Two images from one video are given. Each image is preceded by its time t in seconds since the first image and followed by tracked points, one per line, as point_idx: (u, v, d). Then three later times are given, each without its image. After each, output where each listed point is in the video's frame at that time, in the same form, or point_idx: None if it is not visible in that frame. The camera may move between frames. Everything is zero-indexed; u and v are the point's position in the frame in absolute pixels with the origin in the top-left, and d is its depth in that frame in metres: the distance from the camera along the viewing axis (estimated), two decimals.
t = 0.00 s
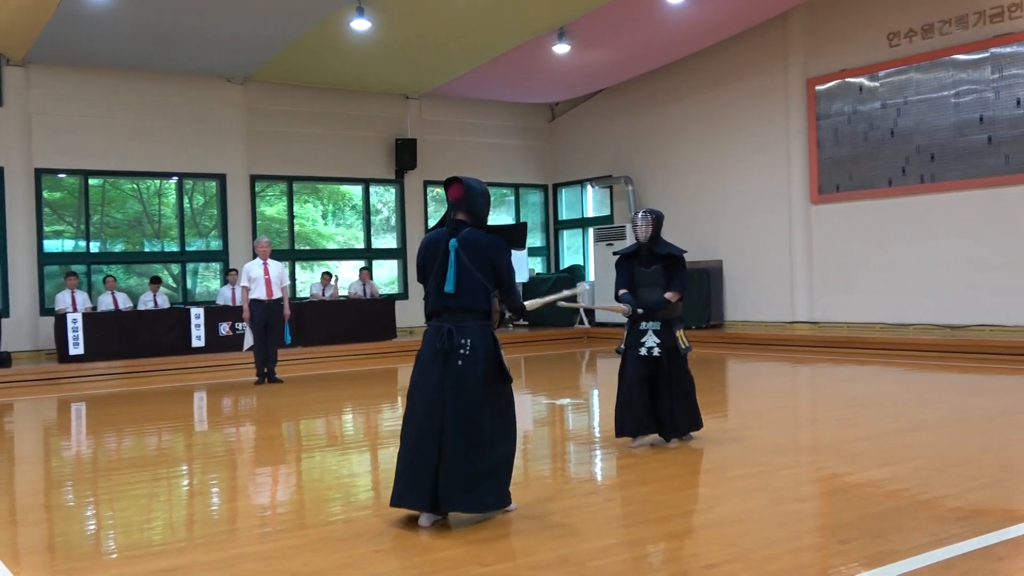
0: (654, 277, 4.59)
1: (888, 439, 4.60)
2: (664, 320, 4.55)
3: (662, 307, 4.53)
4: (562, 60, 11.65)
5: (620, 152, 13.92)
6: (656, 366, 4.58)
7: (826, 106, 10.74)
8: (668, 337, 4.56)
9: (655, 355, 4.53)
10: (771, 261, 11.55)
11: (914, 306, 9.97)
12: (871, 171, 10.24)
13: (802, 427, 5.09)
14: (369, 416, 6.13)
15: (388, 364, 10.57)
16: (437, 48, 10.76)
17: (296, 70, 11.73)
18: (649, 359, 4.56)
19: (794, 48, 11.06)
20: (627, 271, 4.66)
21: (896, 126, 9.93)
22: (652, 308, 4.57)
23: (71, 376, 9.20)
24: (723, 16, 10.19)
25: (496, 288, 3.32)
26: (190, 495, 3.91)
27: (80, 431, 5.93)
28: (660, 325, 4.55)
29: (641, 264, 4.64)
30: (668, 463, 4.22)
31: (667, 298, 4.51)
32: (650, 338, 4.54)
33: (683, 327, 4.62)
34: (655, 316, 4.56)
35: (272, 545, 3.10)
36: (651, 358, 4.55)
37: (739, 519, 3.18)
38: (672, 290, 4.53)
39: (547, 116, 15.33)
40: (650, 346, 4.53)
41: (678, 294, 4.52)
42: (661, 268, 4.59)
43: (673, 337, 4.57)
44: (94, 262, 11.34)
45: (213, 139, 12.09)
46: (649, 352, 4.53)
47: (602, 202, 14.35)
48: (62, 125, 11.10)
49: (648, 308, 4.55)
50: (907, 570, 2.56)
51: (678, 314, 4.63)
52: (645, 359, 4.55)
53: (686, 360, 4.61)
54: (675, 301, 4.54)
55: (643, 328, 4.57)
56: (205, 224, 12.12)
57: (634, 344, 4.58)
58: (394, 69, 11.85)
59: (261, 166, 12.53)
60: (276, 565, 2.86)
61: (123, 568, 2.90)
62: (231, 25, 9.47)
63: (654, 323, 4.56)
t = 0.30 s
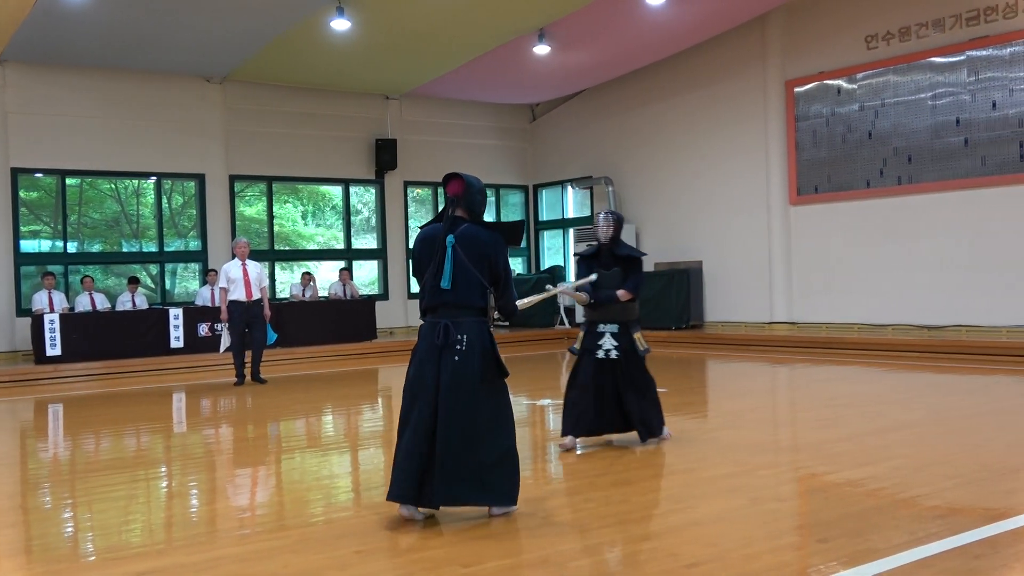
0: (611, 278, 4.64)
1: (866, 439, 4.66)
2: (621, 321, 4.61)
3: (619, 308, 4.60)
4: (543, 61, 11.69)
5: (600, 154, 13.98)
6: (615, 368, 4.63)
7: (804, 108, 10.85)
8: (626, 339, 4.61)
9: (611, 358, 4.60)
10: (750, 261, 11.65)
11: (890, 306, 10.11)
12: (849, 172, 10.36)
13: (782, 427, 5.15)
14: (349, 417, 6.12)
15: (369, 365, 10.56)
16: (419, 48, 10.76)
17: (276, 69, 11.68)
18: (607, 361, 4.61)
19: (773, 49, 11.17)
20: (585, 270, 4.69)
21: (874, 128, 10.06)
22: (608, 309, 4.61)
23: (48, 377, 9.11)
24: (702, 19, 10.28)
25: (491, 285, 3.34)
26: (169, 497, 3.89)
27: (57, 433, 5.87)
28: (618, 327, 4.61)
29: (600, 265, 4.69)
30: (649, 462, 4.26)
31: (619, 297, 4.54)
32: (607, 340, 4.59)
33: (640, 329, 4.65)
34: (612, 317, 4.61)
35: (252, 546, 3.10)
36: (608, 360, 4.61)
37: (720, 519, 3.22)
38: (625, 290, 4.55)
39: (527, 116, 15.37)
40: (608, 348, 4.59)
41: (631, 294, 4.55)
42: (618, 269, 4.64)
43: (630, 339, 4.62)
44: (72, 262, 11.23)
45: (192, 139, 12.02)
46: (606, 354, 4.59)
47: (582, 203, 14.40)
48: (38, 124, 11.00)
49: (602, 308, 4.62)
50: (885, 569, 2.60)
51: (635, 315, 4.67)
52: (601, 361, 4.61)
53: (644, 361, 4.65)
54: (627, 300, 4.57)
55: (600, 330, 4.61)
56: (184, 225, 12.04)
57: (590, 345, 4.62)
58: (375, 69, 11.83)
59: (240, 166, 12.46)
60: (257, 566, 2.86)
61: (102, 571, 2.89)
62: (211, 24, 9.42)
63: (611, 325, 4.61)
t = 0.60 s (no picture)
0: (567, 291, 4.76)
1: (849, 438, 4.70)
2: (575, 336, 4.70)
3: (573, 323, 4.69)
4: (528, 61, 11.72)
5: (584, 154, 14.03)
6: (564, 379, 4.67)
7: (788, 108, 10.92)
8: (576, 355, 4.71)
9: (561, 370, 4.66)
10: (733, 261, 11.72)
11: (872, 306, 10.20)
12: (832, 173, 10.45)
13: (766, 426, 5.18)
14: (333, 417, 6.10)
15: (353, 365, 10.52)
16: (403, 48, 10.74)
17: (260, 69, 11.62)
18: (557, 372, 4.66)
19: (757, 50, 11.23)
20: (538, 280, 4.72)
21: (856, 129, 10.14)
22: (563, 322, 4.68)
23: (28, 378, 9.02)
24: (687, 19, 10.32)
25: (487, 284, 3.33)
26: (152, 498, 3.86)
27: (39, 434, 5.81)
28: (570, 341, 4.71)
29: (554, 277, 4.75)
30: (633, 462, 4.28)
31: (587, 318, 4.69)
32: (559, 351, 4.67)
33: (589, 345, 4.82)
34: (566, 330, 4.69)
35: (236, 547, 3.09)
36: (558, 371, 4.66)
37: (704, 518, 3.24)
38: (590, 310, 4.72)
39: (511, 116, 15.38)
40: (559, 359, 4.66)
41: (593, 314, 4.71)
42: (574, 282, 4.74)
43: (580, 356, 4.72)
44: (52, 262, 11.13)
45: (174, 139, 11.94)
46: (557, 365, 4.65)
47: (566, 203, 14.42)
48: (19, 123, 10.89)
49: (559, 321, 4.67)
50: (867, 567, 2.63)
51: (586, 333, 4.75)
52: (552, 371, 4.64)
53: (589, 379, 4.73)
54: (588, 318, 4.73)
55: (553, 341, 4.69)
56: (167, 224, 11.95)
57: (543, 353, 4.68)
58: (360, 69, 11.81)
59: (222, 165, 12.37)
60: (241, 568, 2.85)
61: (84, 573, 2.86)
62: (195, 23, 9.36)
63: (563, 338, 4.70)
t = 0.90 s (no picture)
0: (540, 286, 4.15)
1: (850, 437, 4.70)
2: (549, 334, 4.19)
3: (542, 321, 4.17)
4: (527, 60, 11.72)
5: (584, 153, 14.04)
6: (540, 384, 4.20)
7: (787, 107, 10.91)
8: (552, 354, 4.20)
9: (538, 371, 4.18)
10: (733, 260, 11.72)
11: (871, 304, 10.21)
12: (831, 171, 10.44)
13: (766, 425, 5.17)
14: (333, 416, 6.09)
15: (353, 364, 10.52)
16: (402, 47, 10.74)
17: (259, 67, 11.62)
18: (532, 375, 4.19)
19: (756, 48, 11.23)
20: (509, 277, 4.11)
21: (856, 128, 10.14)
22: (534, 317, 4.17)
23: (28, 377, 9.03)
24: (686, 18, 10.32)
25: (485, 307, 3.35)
26: (151, 497, 3.86)
27: (39, 433, 5.81)
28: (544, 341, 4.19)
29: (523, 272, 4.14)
30: (633, 461, 4.27)
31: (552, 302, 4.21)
32: (534, 353, 4.17)
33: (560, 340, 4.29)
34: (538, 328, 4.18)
35: (235, 546, 3.09)
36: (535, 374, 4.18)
37: (704, 517, 3.24)
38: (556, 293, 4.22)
39: (511, 115, 15.37)
40: (535, 362, 4.17)
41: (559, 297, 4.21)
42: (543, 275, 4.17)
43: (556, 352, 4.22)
44: (52, 261, 11.12)
45: (174, 138, 11.94)
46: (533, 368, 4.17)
47: (566, 202, 14.42)
48: (18, 122, 10.88)
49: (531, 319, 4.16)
50: (866, 566, 2.63)
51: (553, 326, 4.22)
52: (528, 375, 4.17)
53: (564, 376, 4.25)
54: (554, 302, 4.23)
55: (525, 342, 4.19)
56: (166, 223, 11.96)
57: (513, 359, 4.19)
58: (359, 67, 11.80)
59: (222, 164, 12.36)
60: (241, 567, 2.85)
61: (84, 571, 2.87)
62: (194, 22, 9.36)
63: (538, 338, 4.18)
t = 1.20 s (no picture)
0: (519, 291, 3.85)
1: (850, 438, 4.70)
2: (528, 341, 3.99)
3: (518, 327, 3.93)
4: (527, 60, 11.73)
5: (584, 154, 14.04)
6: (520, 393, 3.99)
7: (787, 108, 10.91)
8: (532, 361, 4.00)
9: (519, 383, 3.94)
10: (734, 260, 11.72)
11: (871, 305, 10.21)
12: (831, 172, 10.44)
13: (766, 426, 5.18)
14: (333, 417, 6.10)
15: (353, 364, 10.52)
16: (402, 48, 10.76)
17: (259, 68, 11.62)
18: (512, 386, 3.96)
19: (756, 49, 11.23)
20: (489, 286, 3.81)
21: (856, 128, 10.14)
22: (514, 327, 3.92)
23: (28, 378, 9.03)
24: (686, 18, 10.31)
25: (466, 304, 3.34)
26: (151, 498, 3.86)
27: (39, 434, 5.82)
28: (524, 348, 3.99)
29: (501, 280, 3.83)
30: (633, 462, 4.27)
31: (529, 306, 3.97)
32: (512, 362, 3.93)
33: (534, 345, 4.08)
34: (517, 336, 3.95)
35: (237, 546, 3.09)
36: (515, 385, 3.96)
37: (704, 518, 3.24)
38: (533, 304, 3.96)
39: (511, 115, 15.38)
40: (515, 373, 3.93)
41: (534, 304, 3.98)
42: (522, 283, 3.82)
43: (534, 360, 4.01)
44: (52, 261, 11.13)
45: (173, 139, 11.94)
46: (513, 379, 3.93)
47: (566, 202, 14.47)
48: (18, 123, 10.88)
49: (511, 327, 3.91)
50: (866, 566, 2.64)
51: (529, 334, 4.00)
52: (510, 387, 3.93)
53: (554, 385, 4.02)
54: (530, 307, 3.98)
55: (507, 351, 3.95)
56: (166, 224, 11.96)
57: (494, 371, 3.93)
58: (359, 68, 11.80)
59: (222, 165, 12.36)
60: (240, 567, 2.85)
61: (84, 572, 2.87)
62: (195, 23, 9.37)
63: (515, 346, 3.96)
